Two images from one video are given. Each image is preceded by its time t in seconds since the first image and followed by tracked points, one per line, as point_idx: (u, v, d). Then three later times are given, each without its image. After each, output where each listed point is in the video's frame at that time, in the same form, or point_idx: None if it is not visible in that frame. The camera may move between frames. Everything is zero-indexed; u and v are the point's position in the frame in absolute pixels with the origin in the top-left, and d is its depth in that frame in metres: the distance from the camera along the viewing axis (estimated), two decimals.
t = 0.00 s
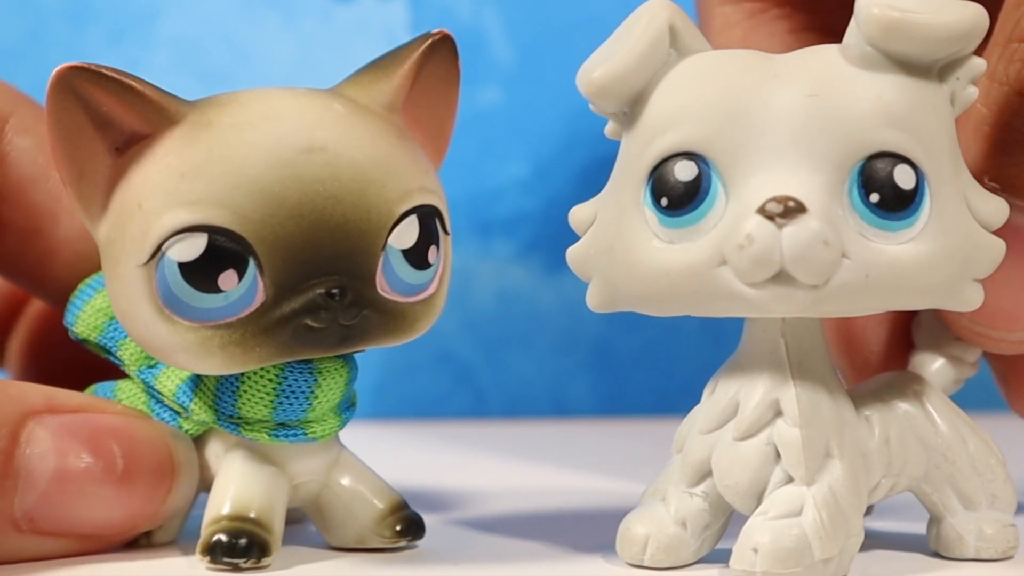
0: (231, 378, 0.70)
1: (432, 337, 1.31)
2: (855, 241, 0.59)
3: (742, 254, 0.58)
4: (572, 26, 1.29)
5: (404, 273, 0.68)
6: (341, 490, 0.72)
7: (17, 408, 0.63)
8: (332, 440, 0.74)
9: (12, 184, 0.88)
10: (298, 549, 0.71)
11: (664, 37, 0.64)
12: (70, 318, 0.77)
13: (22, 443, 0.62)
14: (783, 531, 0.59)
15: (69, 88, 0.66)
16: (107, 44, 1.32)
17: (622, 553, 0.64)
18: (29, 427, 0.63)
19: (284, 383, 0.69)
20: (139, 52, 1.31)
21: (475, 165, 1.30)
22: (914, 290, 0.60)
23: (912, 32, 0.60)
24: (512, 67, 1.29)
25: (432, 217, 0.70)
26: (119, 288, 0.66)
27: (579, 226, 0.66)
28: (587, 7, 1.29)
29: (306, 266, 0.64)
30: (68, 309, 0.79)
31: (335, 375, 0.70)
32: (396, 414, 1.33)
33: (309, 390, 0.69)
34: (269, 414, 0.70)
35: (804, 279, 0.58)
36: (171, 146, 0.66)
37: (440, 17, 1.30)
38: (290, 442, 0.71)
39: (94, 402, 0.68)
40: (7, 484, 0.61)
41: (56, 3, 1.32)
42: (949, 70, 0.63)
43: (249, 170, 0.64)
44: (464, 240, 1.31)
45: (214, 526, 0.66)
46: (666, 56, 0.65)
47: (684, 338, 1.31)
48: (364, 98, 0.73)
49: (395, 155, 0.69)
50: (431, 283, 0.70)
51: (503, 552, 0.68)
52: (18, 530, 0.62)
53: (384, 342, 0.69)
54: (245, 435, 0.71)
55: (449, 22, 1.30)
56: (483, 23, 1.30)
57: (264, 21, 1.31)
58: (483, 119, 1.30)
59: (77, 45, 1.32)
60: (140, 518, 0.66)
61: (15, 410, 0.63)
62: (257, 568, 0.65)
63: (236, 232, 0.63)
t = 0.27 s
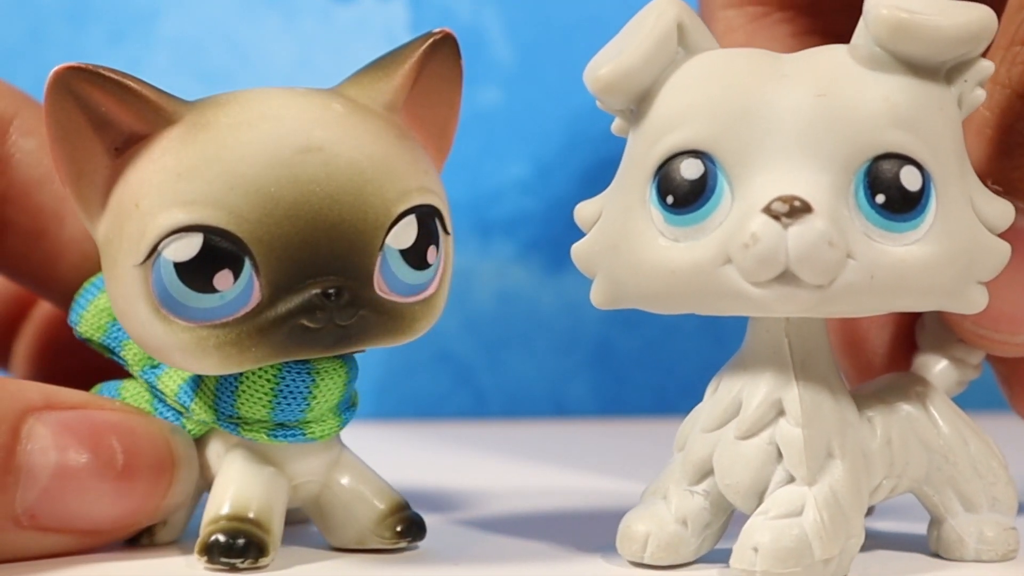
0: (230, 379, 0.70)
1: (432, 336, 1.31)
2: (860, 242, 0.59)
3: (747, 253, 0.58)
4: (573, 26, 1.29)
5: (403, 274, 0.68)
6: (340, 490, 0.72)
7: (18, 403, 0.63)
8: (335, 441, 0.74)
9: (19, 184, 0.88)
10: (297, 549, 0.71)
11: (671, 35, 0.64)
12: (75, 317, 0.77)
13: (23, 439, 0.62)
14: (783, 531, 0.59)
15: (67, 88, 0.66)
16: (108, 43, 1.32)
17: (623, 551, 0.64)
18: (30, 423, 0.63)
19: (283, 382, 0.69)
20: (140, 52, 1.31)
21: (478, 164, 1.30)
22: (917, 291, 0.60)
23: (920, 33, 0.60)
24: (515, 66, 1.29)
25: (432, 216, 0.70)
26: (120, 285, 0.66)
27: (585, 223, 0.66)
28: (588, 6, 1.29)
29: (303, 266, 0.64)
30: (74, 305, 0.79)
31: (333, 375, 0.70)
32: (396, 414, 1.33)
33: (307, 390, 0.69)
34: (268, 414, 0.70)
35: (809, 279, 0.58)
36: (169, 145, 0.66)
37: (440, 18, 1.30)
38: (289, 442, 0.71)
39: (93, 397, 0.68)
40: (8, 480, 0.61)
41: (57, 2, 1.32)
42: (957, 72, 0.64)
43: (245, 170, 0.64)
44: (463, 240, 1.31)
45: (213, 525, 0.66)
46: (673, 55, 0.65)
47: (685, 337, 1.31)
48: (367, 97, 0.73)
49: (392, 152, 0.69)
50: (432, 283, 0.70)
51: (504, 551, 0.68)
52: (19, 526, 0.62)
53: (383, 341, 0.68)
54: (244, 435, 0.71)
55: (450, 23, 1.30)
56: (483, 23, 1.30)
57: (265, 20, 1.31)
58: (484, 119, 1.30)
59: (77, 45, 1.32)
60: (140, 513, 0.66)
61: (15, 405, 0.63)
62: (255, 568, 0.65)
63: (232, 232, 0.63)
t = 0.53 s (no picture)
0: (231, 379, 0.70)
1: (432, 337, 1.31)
2: (859, 242, 0.59)
3: (745, 253, 0.58)
4: (572, 26, 1.29)
5: (405, 274, 0.68)
6: (340, 491, 0.72)
7: (17, 399, 0.63)
8: (336, 442, 0.74)
9: (20, 185, 0.89)
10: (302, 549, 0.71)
11: (673, 36, 0.64)
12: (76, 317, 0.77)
13: (26, 433, 0.62)
14: (783, 530, 0.59)
15: (69, 88, 0.66)
16: (107, 43, 1.32)
17: (624, 550, 0.64)
18: (32, 418, 0.63)
19: (283, 382, 0.69)
20: (139, 52, 1.32)
21: (478, 164, 1.30)
22: (917, 292, 0.60)
23: (921, 33, 0.60)
24: (513, 68, 1.29)
25: (433, 216, 0.70)
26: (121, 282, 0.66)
27: (586, 223, 0.66)
28: (588, 6, 1.29)
29: (303, 267, 0.64)
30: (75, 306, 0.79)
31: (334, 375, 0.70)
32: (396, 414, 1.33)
33: (308, 390, 0.69)
34: (269, 414, 0.70)
35: (807, 278, 0.58)
36: (170, 145, 0.66)
37: (440, 17, 1.30)
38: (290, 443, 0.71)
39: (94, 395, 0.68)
40: (12, 474, 0.61)
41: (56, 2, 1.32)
42: (959, 71, 0.63)
43: (246, 171, 0.64)
44: (463, 241, 1.31)
45: (214, 525, 0.66)
46: (674, 55, 0.65)
47: (686, 337, 1.31)
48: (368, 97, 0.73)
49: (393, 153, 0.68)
50: (432, 283, 0.70)
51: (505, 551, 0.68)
52: (24, 521, 0.62)
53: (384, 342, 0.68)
54: (245, 435, 0.71)
55: (450, 22, 1.31)
56: (483, 23, 1.30)
57: (265, 20, 1.31)
58: (484, 119, 1.30)
59: (77, 44, 1.32)
60: (142, 509, 0.66)
61: (15, 402, 0.62)
62: (256, 567, 0.65)
63: (233, 233, 0.63)
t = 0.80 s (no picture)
0: (247, 382, 0.66)
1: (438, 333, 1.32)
2: (852, 237, 0.59)
3: (738, 252, 0.58)
4: (577, 24, 1.29)
5: (429, 272, 0.63)
6: (361, 498, 0.69)
7: (27, 388, 0.59)
8: (354, 445, 0.70)
9: (39, 188, 0.89)
10: (321, 556, 0.69)
11: (661, 39, 0.64)
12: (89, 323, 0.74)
13: (43, 417, 0.59)
14: (788, 526, 0.59)
15: (79, 77, 0.62)
16: (115, 40, 1.33)
17: (630, 550, 0.64)
18: (45, 404, 0.60)
19: (303, 385, 0.66)
20: (147, 49, 1.33)
21: (481, 164, 1.30)
22: (914, 285, 0.60)
23: (907, 28, 0.60)
24: (515, 67, 1.30)
25: (456, 213, 0.64)
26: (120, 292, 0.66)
27: (585, 226, 0.67)
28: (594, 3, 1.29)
29: (326, 264, 0.59)
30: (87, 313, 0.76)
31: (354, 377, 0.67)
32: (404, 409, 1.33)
33: (328, 392, 0.66)
34: (287, 417, 0.66)
35: (802, 275, 0.58)
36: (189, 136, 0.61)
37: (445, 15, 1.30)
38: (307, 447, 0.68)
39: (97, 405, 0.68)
40: (31, 454, 0.58)
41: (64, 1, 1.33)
42: (948, 63, 0.63)
43: (268, 163, 0.59)
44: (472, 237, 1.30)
45: (229, 533, 0.62)
46: (664, 57, 0.65)
47: (690, 336, 1.30)
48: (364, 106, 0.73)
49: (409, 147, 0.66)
50: (456, 281, 0.65)
51: (510, 550, 0.68)
52: (36, 508, 0.58)
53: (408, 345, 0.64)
54: (261, 440, 0.67)
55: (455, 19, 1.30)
56: (490, 19, 1.30)
57: (273, 16, 1.32)
58: (489, 116, 1.30)
59: (84, 41, 1.33)
60: (150, 508, 0.63)
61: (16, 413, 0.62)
62: None
63: (252, 228, 0.58)
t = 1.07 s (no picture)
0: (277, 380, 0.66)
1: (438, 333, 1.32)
2: (852, 237, 0.59)
3: (738, 252, 0.58)
4: (576, 24, 1.29)
5: (456, 272, 0.65)
6: (375, 493, 0.71)
7: (32, 389, 0.60)
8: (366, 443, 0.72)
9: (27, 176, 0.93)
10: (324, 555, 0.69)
11: (661, 38, 0.64)
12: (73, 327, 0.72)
13: (47, 419, 0.59)
14: (788, 526, 0.59)
15: (123, 75, 0.60)
16: (115, 40, 1.33)
17: (629, 550, 0.64)
18: (49, 406, 0.60)
19: (339, 382, 0.67)
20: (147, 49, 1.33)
21: (480, 163, 1.30)
22: (914, 285, 0.60)
23: (907, 28, 0.60)
24: (514, 65, 1.30)
25: (474, 214, 0.67)
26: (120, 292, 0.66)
27: (585, 227, 0.67)
28: (592, 3, 1.29)
29: (376, 264, 0.60)
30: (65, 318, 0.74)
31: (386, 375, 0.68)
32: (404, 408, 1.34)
33: (362, 390, 0.67)
34: (319, 415, 0.67)
35: (801, 275, 0.58)
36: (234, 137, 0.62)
37: (445, 14, 1.30)
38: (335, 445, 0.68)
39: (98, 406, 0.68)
40: (34, 456, 0.58)
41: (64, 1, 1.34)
42: (948, 63, 0.63)
43: (316, 163, 0.60)
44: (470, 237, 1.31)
45: (264, 533, 0.63)
46: (664, 57, 0.65)
47: (690, 335, 1.30)
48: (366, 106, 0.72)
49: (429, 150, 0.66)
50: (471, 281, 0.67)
51: (510, 549, 0.68)
52: (37, 511, 0.58)
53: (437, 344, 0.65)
54: (289, 439, 0.67)
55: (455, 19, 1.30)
56: (489, 20, 1.30)
57: (272, 16, 1.32)
58: (489, 116, 1.30)
59: (85, 41, 1.34)
60: (160, 510, 0.63)
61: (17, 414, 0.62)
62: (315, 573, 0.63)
63: (308, 228, 0.59)
